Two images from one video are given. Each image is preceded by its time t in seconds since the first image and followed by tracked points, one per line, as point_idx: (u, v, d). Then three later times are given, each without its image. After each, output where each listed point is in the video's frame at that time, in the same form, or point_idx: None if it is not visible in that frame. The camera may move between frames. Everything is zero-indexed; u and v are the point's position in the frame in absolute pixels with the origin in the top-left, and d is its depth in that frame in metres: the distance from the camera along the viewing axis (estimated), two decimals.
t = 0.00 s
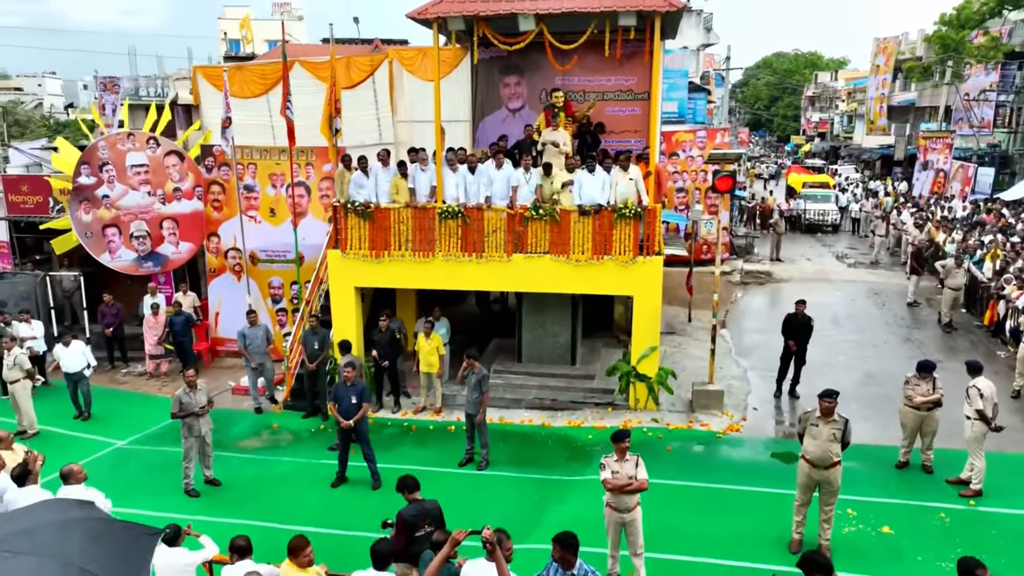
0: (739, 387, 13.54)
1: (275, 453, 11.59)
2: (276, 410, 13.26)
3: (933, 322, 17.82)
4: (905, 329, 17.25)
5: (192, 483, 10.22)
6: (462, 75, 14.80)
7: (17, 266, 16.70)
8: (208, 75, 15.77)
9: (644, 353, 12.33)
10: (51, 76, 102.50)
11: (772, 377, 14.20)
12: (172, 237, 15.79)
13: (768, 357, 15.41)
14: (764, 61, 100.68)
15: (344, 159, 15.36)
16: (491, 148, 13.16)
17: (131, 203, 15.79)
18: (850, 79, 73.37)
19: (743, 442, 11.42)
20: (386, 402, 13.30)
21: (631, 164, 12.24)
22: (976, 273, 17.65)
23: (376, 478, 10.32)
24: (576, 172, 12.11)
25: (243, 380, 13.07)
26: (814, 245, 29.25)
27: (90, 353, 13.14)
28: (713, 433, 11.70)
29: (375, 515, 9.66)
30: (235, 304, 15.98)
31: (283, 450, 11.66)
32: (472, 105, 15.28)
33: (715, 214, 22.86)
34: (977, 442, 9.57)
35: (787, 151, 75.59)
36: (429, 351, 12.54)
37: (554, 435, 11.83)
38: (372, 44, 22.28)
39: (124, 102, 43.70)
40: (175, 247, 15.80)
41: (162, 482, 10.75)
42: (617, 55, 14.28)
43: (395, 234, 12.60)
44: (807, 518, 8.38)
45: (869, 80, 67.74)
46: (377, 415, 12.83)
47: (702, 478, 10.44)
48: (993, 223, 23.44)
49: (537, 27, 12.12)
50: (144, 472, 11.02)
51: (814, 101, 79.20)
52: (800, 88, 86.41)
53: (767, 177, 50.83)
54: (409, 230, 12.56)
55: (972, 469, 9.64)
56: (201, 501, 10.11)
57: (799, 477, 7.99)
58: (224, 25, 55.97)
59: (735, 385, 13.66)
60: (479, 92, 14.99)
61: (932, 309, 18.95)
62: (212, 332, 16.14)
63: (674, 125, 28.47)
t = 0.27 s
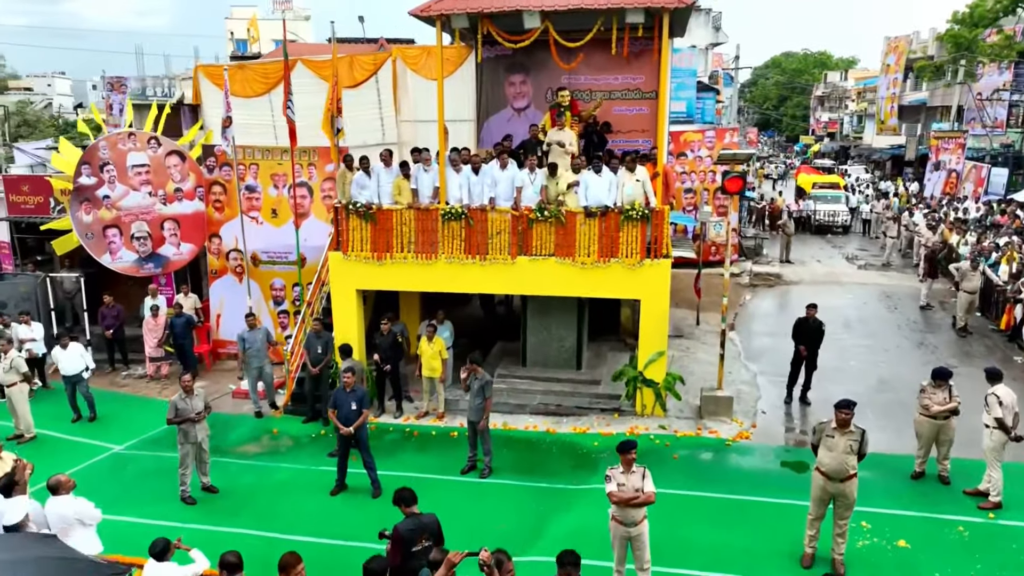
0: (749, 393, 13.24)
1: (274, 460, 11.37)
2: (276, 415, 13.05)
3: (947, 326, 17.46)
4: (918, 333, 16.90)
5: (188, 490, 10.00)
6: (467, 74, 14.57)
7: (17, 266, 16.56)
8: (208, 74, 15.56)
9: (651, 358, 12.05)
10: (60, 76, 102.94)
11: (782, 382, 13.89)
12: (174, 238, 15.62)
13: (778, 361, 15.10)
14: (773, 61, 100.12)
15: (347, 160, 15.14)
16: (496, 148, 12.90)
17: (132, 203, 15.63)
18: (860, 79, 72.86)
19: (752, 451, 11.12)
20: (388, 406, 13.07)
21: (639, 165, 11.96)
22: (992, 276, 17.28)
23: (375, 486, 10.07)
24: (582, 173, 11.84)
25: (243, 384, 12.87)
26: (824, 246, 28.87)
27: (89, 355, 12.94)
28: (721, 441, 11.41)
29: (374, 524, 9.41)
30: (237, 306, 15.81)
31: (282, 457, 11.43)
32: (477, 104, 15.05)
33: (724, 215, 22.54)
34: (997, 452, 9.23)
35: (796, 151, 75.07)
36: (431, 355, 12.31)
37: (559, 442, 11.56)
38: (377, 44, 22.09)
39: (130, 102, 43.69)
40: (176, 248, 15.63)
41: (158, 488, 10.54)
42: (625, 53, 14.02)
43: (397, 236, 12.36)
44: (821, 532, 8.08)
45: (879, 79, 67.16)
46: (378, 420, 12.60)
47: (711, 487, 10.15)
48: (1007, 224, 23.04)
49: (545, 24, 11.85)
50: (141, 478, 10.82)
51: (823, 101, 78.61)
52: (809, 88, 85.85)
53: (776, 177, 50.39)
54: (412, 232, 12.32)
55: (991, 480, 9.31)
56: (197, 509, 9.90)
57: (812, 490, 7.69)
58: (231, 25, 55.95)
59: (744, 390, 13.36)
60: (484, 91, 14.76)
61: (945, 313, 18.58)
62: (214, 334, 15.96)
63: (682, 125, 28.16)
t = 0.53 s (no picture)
0: (759, 400, 12.88)
1: (272, 468, 11.09)
2: (275, 420, 12.79)
3: (962, 330, 17.04)
4: (932, 338, 16.50)
5: (182, 500, 9.73)
6: (471, 73, 14.28)
7: (16, 268, 16.35)
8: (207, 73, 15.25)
9: (659, 365, 11.72)
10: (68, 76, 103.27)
11: (793, 389, 13.53)
12: (173, 240, 15.39)
13: (789, 367, 14.74)
14: (782, 60, 99.47)
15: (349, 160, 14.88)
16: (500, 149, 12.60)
17: (132, 204, 15.41)
18: (870, 78, 72.24)
19: (764, 461, 10.77)
20: (389, 412, 12.81)
21: (646, 166, 11.63)
22: (1009, 280, 16.85)
23: (375, 497, 9.78)
24: (589, 174, 11.52)
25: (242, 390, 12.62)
26: (834, 248, 28.43)
27: (86, 360, 12.68)
28: (731, 450, 11.08)
29: (372, 536, 9.13)
30: (236, 308, 15.57)
31: (280, 465, 11.16)
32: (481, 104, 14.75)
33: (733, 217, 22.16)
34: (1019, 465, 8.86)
35: (805, 152, 74.47)
36: (433, 360, 12.02)
37: (564, 450, 11.25)
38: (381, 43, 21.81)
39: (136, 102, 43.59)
40: (176, 250, 15.40)
41: (152, 497, 10.28)
42: (632, 52, 13.69)
43: (399, 238, 12.07)
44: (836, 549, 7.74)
45: (889, 79, 66.52)
46: (379, 426, 12.33)
47: (721, 499, 9.82)
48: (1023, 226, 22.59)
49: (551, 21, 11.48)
50: (136, 486, 10.56)
51: (832, 101, 77.98)
52: (818, 88, 85.21)
53: (784, 177, 49.87)
54: (413, 235, 12.03)
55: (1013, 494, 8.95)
56: (192, 519, 9.63)
57: (830, 506, 7.35)
58: (238, 24, 55.85)
59: (755, 397, 13.01)
60: (489, 90, 14.47)
61: (960, 317, 18.15)
62: (214, 337, 15.72)
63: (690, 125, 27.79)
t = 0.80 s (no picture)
0: (770, 409, 12.47)
1: (266, 479, 10.73)
2: (271, 429, 12.45)
3: (978, 336, 16.57)
4: (947, 344, 16.04)
5: (171, 514, 9.38)
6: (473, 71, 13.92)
7: (10, 271, 16.07)
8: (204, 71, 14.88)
9: (666, 373, 11.32)
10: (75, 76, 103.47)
11: (804, 397, 13.10)
12: (169, 242, 15.08)
13: (800, 374, 14.31)
14: (789, 61, 98.85)
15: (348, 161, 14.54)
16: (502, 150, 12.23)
17: (127, 206, 15.09)
18: (878, 78, 71.63)
19: (775, 475, 10.36)
20: (388, 421, 12.46)
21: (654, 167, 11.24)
22: None
23: (371, 511, 9.42)
24: (594, 175, 11.13)
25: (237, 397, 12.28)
26: (843, 250, 27.95)
27: (81, 366, 12.25)
28: (741, 462, 10.67)
29: (367, 553, 8.76)
30: (234, 312, 15.25)
31: (274, 476, 10.80)
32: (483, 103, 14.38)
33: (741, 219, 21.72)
34: None
35: (813, 152, 73.89)
36: (433, 368, 11.66)
37: (567, 462, 10.86)
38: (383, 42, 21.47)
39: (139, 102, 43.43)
40: (172, 252, 15.09)
41: (141, 510, 9.93)
42: (639, 50, 13.31)
43: (398, 242, 11.71)
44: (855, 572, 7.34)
45: (898, 79, 65.88)
46: (377, 435, 11.98)
47: (731, 515, 9.42)
48: None
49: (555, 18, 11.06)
50: (125, 498, 10.22)
51: (840, 101, 77.36)
52: (826, 87, 84.60)
53: (792, 178, 49.36)
54: (413, 238, 11.67)
55: None
56: (181, 534, 9.27)
57: (851, 529, 6.94)
58: (243, 25, 55.70)
59: (765, 407, 12.59)
60: (492, 89, 14.10)
61: (975, 322, 17.69)
62: (211, 342, 15.40)
63: (697, 125, 27.36)
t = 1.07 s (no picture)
0: (779, 419, 12.09)
1: (258, 491, 10.38)
2: (265, 438, 12.11)
3: (992, 342, 16.13)
4: (961, 350, 15.62)
5: (159, 529, 9.05)
6: (474, 71, 13.58)
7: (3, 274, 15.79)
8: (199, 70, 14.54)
9: (672, 383, 10.94)
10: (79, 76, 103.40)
11: (814, 406, 12.71)
12: (164, 245, 14.78)
13: (810, 382, 13.91)
14: (795, 60, 98.26)
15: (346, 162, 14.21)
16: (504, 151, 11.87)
17: (121, 208, 14.79)
18: (885, 78, 71.05)
19: (786, 490, 9.97)
20: (385, 430, 12.13)
21: (659, 170, 10.87)
22: None
23: (365, 528, 9.05)
24: (597, 178, 10.76)
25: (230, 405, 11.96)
26: (852, 252, 27.51)
27: (74, 374, 11.87)
28: (750, 476, 10.30)
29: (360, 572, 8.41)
30: (229, 317, 14.93)
31: (266, 488, 10.45)
32: (484, 103, 14.01)
33: (748, 221, 21.32)
34: None
35: (819, 152, 73.34)
36: (431, 376, 11.30)
37: (569, 474, 10.50)
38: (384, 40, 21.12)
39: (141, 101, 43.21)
40: (166, 256, 14.79)
41: (129, 524, 9.60)
42: (645, 48, 12.92)
43: (395, 246, 11.37)
44: None
45: (906, 78, 65.28)
46: (374, 445, 11.65)
47: (740, 531, 9.03)
48: None
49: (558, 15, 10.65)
50: (113, 511, 9.90)
51: (847, 101, 76.76)
52: (832, 87, 84.02)
53: (799, 178, 48.88)
54: (410, 242, 11.33)
55: None
56: (168, 550, 8.94)
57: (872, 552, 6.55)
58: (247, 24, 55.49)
59: (774, 416, 12.20)
60: (493, 89, 13.75)
61: (989, 327, 17.24)
62: (206, 347, 15.09)
63: (703, 125, 26.96)
